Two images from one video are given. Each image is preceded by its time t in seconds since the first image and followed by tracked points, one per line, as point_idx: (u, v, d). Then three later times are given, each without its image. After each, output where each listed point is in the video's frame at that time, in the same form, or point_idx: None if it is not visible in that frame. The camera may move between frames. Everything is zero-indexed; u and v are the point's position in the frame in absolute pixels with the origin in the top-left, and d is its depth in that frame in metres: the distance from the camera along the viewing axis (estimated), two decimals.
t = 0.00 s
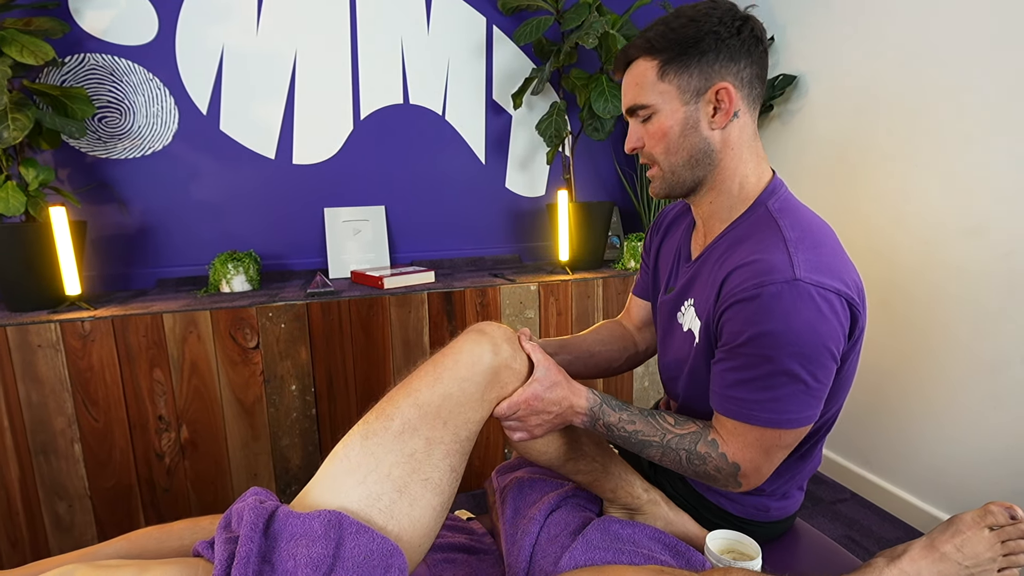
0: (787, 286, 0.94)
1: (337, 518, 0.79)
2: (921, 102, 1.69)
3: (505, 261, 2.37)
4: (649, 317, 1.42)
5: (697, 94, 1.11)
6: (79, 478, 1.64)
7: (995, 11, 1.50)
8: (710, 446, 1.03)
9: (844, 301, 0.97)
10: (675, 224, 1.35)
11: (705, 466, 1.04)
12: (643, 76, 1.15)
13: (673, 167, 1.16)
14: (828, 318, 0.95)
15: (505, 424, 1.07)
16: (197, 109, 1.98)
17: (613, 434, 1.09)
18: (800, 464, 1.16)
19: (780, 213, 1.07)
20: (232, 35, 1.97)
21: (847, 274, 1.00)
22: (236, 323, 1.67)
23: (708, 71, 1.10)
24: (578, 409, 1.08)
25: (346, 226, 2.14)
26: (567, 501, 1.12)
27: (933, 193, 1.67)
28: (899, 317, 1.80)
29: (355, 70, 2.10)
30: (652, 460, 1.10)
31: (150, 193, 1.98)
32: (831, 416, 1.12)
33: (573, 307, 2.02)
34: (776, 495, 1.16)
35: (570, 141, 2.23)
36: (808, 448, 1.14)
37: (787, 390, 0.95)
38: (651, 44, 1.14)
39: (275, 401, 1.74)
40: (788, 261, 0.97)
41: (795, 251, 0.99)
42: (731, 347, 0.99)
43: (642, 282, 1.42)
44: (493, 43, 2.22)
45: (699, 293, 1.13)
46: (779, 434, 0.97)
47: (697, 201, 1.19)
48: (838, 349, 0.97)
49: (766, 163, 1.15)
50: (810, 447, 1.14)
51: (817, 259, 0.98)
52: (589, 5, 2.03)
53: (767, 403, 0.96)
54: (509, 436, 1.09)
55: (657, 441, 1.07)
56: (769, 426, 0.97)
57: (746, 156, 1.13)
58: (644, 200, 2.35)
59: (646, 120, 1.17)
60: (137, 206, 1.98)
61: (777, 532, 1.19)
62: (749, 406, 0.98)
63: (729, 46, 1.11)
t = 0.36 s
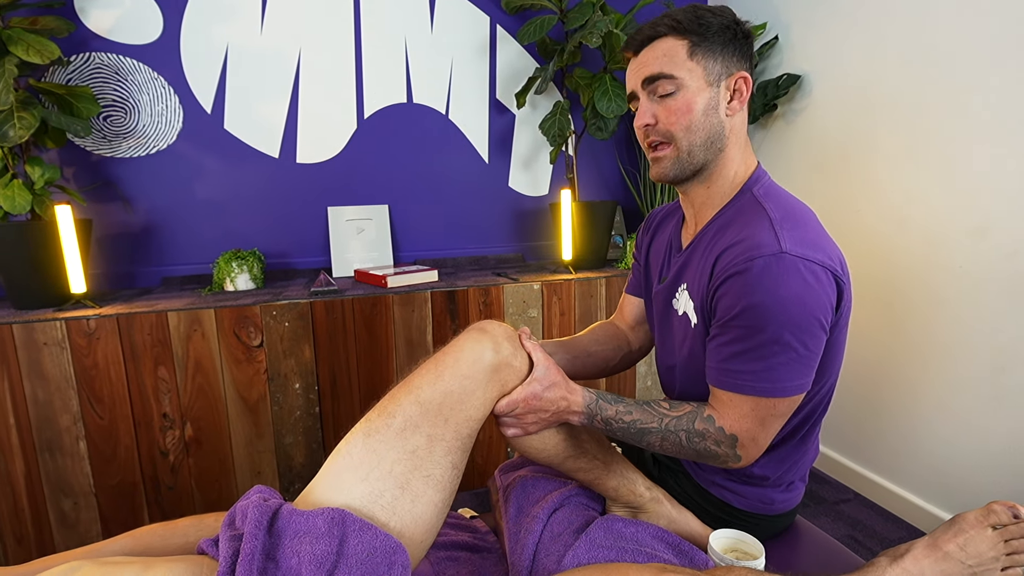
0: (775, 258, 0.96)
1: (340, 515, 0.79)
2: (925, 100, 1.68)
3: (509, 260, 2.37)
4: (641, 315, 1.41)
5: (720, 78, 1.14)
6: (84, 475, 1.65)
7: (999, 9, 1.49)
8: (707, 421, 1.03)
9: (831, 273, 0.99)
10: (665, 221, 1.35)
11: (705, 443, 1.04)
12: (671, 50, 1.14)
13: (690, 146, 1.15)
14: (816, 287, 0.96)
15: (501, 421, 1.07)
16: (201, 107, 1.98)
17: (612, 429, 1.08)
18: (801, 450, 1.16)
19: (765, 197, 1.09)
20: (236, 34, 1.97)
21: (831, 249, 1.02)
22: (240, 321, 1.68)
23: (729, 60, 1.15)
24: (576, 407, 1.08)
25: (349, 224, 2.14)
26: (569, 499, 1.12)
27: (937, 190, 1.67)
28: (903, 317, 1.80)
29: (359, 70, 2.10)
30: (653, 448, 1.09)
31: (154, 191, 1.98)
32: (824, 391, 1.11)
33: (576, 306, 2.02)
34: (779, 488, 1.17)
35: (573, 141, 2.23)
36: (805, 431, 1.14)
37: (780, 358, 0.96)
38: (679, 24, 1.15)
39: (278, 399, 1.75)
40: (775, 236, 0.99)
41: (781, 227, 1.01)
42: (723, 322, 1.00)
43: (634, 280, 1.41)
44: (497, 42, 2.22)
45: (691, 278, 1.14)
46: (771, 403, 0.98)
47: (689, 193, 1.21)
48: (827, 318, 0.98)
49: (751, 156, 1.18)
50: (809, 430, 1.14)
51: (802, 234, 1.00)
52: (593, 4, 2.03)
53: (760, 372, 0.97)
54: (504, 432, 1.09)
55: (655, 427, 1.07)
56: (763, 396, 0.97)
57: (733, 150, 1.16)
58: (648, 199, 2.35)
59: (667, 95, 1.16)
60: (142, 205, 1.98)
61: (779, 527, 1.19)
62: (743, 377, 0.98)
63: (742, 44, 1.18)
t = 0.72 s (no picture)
0: (776, 246, 0.97)
1: (342, 514, 0.80)
2: (928, 98, 1.68)
3: (511, 260, 2.37)
4: (639, 313, 1.41)
5: (730, 78, 1.16)
6: (88, 473, 1.66)
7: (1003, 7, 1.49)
8: (708, 410, 1.03)
9: (830, 262, 0.99)
10: (661, 221, 1.34)
11: (707, 431, 1.03)
12: (690, 43, 1.14)
13: (698, 139, 1.14)
14: (816, 274, 0.97)
15: (501, 419, 1.07)
16: (204, 107, 1.99)
17: (614, 425, 1.08)
18: (803, 442, 1.16)
19: (762, 191, 1.09)
20: (238, 33, 1.98)
21: (829, 240, 1.03)
22: (242, 320, 1.69)
23: (738, 62, 1.17)
24: (576, 405, 1.08)
25: (352, 224, 2.15)
26: (570, 498, 1.12)
27: (940, 188, 1.66)
28: (906, 317, 1.79)
29: (361, 70, 2.10)
30: (655, 442, 1.09)
31: (157, 191, 1.99)
32: (822, 382, 1.11)
33: (578, 305, 2.02)
34: (782, 482, 1.17)
35: (575, 140, 2.23)
36: (805, 422, 1.14)
37: (781, 344, 0.96)
38: (699, 18, 1.15)
39: (281, 398, 1.75)
40: (775, 226, 1.00)
41: (780, 218, 1.02)
42: (725, 310, 1.01)
43: (631, 278, 1.42)
44: (499, 41, 2.22)
45: (691, 271, 1.14)
46: (773, 388, 0.98)
47: (689, 188, 1.21)
48: (827, 306, 0.99)
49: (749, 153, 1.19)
50: (809, 420, 1.14)
51: (801, 225, 1.01)
52: (595, 4, 2.03)
53: (761, 358, 0.97)
54: (504, 430, 1.10)
55: (657, 419, 1.07)
56: (765, 381, 0.98)
57: (732, 146, 1.16)
58: (649, 198, 2.35)
59: (682, 87, 1.14)
60: (145, 204, 1.99)
61: (780, 524, 1.19)
62: (745, 363, 0.99)
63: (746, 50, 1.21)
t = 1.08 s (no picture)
0: (787, 240, 0.97)
1: (345, 513, 0.79)
2: (932, 97, 1.67)
3: (513, 259, 2.37)
4: (643, 311, 1.41)
5: (720, 84, 1.14)
6: (92, 472, 1.66)
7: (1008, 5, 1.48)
8: (713, 404, 1.03)
9: (839, 258, 1.00)
10: (667, 219, 1.34)
11: (712, 425, 1.03)
12: (670, 63, 1.14)
13: (691, 154, 1.16)
14: (826, 269, 0.97)
15: (505, 417, 1.07)
16: (207, 106, 1.99)
17: (618, 421, 1.08)
18: (808, 439, 1.16)
19: (771, 187, 1.09)
20: (241, 33, 1.98)
21: (838, 237, 1.03)
22: (245, 319, 1.69)
23: (728, 65, 1.15)
24: (580, 403, 1.08)
25: (355, 222, 2.15)
26: (574, 497, 1.12)
27: (945, 186, 1.66)
28: (911, 317, 1.79)
29: (364, 69, 2.10)
30: (661, 438, 1.09)
31: (160, 190, 1.99)
32: (830, 378, 1.11)
33: (581, 304, 2.02)
34: (787, 481, 1.17)
35: (577, 140, 2.23)
36: (811, 419, 1.14)
37: (789, 338, 0.96)
38: (677, 33, 1.14)
39: (284, 397, 1.76)
40: (785, 220, 1.00)
41: (790, 213, 1.02)
42: (734, 303, 1.01)
43: (637, 276, 1.42)
44: (501, 40, 2.22)
45: (699, 267, 1.14)
46: (778, 380, 0.98)
47: (696, 192, 1.20)
48: (836, 302, 0.99)
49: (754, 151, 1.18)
50: (815, 417, 1.14)
51: (811, 220, 1.02)
52: (598, 2, 2.03)
53: (770, 351, 0.97)
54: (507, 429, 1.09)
55: (662, 415, 1.06)
56: (772, 374, 0.98)
57: (736, 146, 1.16)
58: (652, 197, 2.35)
59: (669, 107, 1.16)
60: (149, 203, 1.99)
61: (784, 524, 1.19)
62: (753, 355, 0.98)
63: (741, 45, 1.17)
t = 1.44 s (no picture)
0: (789, 243, 0.97)
1: (349, 512, 0.79)
2: (938, 98, 1.66)
3: (517, 258, 2.37)
4: (646, 310, 1.41)
5: (713, 88, 1.13)
6: (96, 469, 1.67)
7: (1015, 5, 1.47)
8: (714, 406, 1.03)
9: (842, 260, 0.99)
10: (670, 219, 1.34)
11: (713, 427, 1.03)
12: (660, 76, 1.13)
13: (692, 161, 1.16)
14: (829, 272, 0.97)
15: (508, 416, 1.07)
16: (211, 105, 2.00)
17: (620, 422, 1.08)
18: (812, 440, 1.15)
19: (774, 189, 1.09)
20: (246, 32, 1.98)
21: (841, 238, 1.03)
22: (249, 317, 1.69)
23: (718, 67, 1.13)
24: (582, 403, 1.08)
25: (359, 221, 2.16)
26: (578, 497, 1.12)
27: (949, 188, 1.65)
28: (916, 317, 1.78)
29: (368, 68, 2.11)
30: (662, 440, 1.08)
31: (165, 189, 2.00)
32: (834, 378, 1.11)
33: (584, 304, 2.02)
34: (791, 481, 1.17)
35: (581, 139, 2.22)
36: (815, 420, 1.13)
37: (792, 341, 0.96)
38: (663, 45, 1.13)
39: (287, 395, 1.76)
40: (788, 223, 1.00)
41: (793, 216, 1.02)
42: (736, 306, 1.01)
43: (640, 275, 1.41)
44: (505, 39, 2.22)
45: (702, 269, 1.14)
46: (779, 384, 0.98)
47: (701, 194, 1.20)
48: (839, 305, 0.99)
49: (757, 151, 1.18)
50: (819, 418, 1.14)
51: (814, 222, 1.01)
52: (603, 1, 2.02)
53: (772, 355, 0.97)
54: (510, 428, 1.09)
55: (663, 416, 1.06)
56: (774, 377, 0.98)
57: (739, 148, 1.15)
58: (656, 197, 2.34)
59: (665, 118, 1.15)
60: (153, 202, 2.00)
61: (789, 524, 1.19)
62: (755, 359, 0.98)
63: (729, 45, 1.15)
